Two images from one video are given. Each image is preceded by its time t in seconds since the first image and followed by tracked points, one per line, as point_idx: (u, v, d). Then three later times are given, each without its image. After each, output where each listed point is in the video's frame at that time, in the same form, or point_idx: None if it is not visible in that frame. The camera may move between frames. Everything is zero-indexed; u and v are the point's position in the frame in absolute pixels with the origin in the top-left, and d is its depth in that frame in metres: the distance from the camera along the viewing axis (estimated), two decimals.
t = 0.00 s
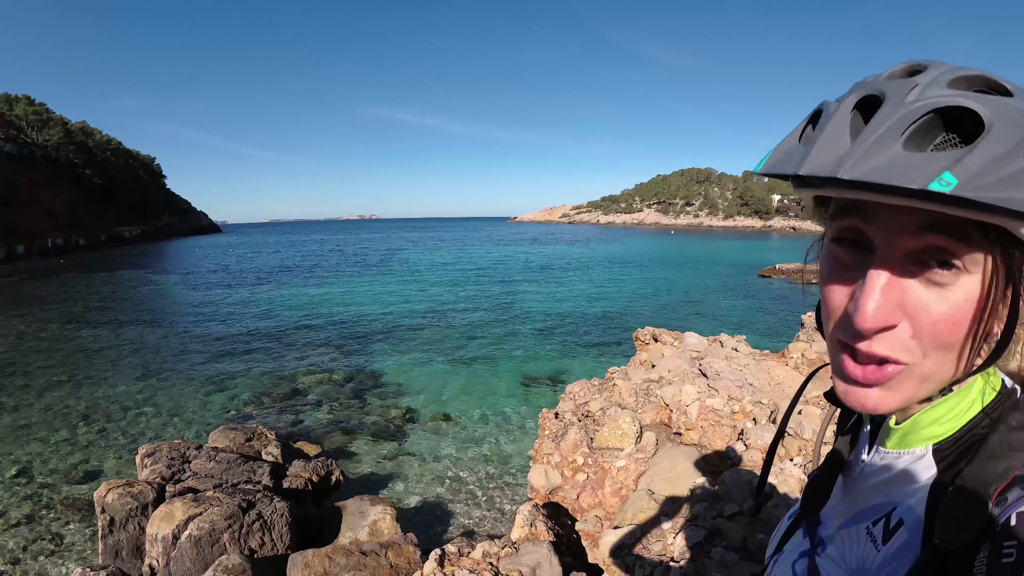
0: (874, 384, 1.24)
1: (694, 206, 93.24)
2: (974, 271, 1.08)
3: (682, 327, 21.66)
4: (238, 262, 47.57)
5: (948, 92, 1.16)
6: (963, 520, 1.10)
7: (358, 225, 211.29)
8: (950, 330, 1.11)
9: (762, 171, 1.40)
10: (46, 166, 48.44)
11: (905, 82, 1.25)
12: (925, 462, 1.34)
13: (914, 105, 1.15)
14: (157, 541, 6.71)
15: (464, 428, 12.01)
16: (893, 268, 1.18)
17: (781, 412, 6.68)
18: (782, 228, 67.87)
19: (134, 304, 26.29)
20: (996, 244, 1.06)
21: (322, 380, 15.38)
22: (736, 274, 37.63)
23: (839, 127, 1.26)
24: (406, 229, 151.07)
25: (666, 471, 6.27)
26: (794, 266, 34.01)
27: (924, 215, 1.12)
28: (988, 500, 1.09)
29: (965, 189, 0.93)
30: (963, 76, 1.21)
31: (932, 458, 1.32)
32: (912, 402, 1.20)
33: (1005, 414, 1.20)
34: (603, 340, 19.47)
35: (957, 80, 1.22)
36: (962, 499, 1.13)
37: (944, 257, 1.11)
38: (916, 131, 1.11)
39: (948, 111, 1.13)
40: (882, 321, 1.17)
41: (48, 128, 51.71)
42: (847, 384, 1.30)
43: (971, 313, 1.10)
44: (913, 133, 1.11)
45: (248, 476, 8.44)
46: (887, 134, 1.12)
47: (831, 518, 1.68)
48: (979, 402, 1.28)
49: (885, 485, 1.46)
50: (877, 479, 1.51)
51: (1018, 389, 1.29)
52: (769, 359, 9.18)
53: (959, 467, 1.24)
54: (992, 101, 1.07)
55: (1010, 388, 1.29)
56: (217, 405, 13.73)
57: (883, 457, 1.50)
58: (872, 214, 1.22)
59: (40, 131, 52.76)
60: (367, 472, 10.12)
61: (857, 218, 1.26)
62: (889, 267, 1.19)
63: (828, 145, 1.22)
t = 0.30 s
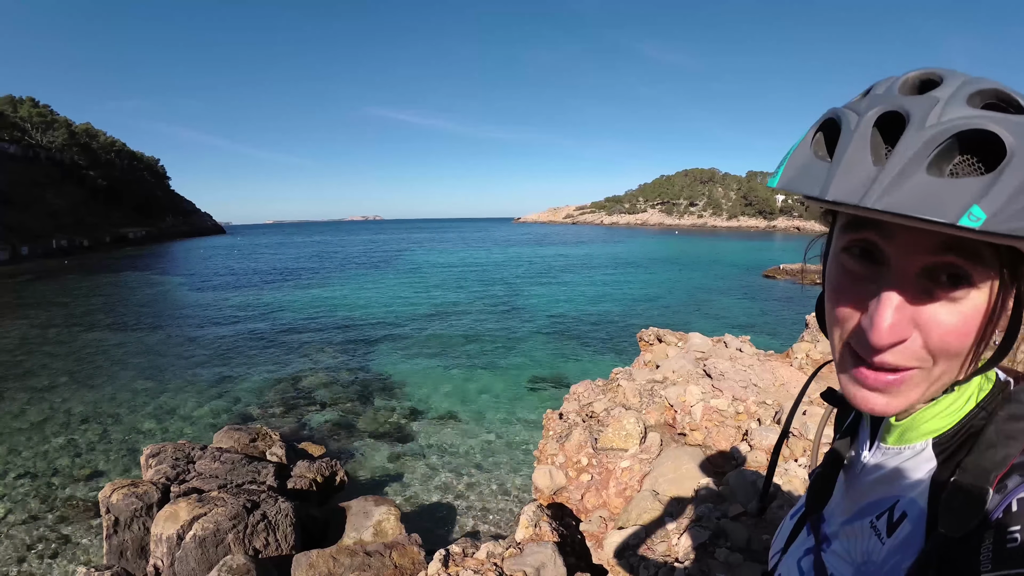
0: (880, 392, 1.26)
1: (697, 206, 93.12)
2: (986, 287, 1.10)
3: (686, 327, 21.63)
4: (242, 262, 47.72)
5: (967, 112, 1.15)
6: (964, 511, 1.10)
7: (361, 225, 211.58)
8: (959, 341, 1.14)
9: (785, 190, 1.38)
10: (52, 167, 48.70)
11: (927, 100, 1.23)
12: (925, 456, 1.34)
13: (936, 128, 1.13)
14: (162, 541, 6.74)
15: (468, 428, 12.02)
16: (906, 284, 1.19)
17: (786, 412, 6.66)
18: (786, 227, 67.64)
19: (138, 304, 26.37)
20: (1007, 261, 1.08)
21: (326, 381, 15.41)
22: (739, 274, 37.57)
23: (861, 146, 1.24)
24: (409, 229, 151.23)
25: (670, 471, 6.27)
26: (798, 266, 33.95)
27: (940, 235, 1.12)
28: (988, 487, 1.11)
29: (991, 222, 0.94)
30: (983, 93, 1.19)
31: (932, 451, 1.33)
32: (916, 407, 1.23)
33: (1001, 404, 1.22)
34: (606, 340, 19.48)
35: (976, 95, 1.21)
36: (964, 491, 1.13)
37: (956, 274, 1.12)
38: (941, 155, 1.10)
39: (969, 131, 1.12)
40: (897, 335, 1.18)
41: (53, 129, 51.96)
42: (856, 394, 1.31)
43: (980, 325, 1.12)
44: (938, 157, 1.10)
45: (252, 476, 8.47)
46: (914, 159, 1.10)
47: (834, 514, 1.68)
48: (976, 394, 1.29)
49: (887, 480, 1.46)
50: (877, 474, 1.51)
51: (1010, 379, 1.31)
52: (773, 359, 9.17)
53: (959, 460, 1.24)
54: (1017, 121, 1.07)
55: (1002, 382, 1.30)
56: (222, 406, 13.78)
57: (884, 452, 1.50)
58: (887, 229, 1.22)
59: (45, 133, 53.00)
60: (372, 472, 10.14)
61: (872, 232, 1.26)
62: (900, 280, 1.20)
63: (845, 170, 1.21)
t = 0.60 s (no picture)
0: (862, 389, 1.27)
1: (698, 206, 93.03)
2: (962, 281, 1.11)
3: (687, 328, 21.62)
4: (243, 262, 47.73)
5: (937, 108, 1.16)
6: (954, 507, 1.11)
7: (362, 225, 211.62)
8: (938, 336, 1.15)
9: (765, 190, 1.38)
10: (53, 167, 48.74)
11: (895, 99, 1.24)
12: (918, 454, 1.34)
13: (903, 127, 1.15)
14: (163, 540, 6.74)
15: (470, 428, 12.04)
16: (882, 280, 1.21)
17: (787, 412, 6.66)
18: (788, 227, 67.53)
19: (139, 304, 26.40)
20: (986, 254, 1.09)
21: (328, 381, 15.42)
22: (741, 274, 37.54)
23: (833, 146, 1.25)
24: (410, 229, 151.29)
25: (671, 471, 6.27)
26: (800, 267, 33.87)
27: (914, 231, 1.13)
28: (976, 489, 1.11)
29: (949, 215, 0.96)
30: (955, 94, 1.20)
31: (923, 450, 1.33)
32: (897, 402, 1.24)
33: (996, 402, 1.22)
34: (607, 340, 19.47)
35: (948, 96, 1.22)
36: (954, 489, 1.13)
37: (933, 267, 1.13)
38: (906, 153, 1.12)
39: (936, 129, 1.14)
40: (876, 330, 1.19)
41: (54, 128, 51.93)
42: (838, 389, 1.32)
43: (957, 320, 1.14)
44: (904, 155, 1.12)
45: (254, 476, 8.48)
46: (880, 156, 1.12)
47: (832, 511, 1.68)
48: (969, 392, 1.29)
49: (882, 477, 1.46)
50: (873, 471, 1.51)
51: (1005, 380, 1.30)
52: (775, 359, 9.17)
53: (949, 459, 1.25)
54: (981, 118, 1.08)
55: (997, 380, 1.29)
56: (223, 405, 13.79)
57: (878, 450, 1.51)
58: (863, 228, 1.24)
59: (46, 133, 53.02)
60: (373, 472, 10.15)
61: (849, 233, 1.27)
62: (877, 276, 1.21)
63: (814, 161, 1.23)
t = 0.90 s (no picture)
0: (825, 374, 1.26)
1: (700, 206, 92.88)
2: (917, 264, 1.14)
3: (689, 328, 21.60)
4: (244, 262, 47.77)
5: (888, 102, 1.26)
6: (947, 507, 1.12)
7: (363, 225, 211.59)
8: (899, 321, 1.16)
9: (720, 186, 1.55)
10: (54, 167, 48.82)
11: (855, 96, 1.34)
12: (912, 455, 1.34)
13: (849, 119, 1.25)
14: (165, 540, 6.77)
15: (471, 428, 12.04)
16: (839, 267, 1.24)
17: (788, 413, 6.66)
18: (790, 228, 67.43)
19: (140, 304, 26.45)
20: (937, 240, 1.12)
21: (329, 381, 15.43)
22: (743, 275, 37.45)
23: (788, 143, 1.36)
24: (411, 229, 151.22)
25: (672, 472, 6.27)
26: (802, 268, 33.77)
27: (865, 216, 1.19)
28: (970, 490, 1.12)
29: (877, 191, 1.05)
30: (905, 90, 1.29)
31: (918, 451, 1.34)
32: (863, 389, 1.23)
33: (990, 404, 1.23)
34: (608, 341, 19.45)
35: (899, 95, 1.31)
36: (947, 488, 1.14)
37: (886, 254, 1.17)
38: (849, 142, 1.22)
39: (880, 124, 1.25)
40: (829, 313, 1.23)
41: (56, 128, 52.01)
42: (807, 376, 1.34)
43: (912, 306, 1.14)
44: (845, 143, 1.22)
45: (255, 476, 8.48)
46: (822, 147, 1.23)
47: (829, 512, 1.67)
48: (963, 391, 1.29)
49: (878, 478, 1.47)
50: (869, 473, 1.51)
51: (1002, 380, 1.31)
52: (776, 360, 9.17)
53: (943, 460, 1.26)
54: (919, 109, 1.18)
55: (991, 380, 1.30)
56: (225, 405, 13.81)
57: (873, 451, 1.50)
58: (818, 219, 1.30)
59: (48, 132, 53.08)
60: (375, 472, 10.15)
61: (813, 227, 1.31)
62: (834, 264, 1.25)
63: (772, 155, 1.34)
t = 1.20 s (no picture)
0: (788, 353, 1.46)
1: (703, 205, 92.59)
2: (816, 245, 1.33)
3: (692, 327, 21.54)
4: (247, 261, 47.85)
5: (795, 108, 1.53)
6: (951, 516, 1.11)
7: (365, 224, 211.72)
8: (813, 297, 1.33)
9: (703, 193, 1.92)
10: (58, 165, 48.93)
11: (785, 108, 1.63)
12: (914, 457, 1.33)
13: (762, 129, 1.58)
14: (168, 538, 6.79)
15: (474, 427, 12.03)
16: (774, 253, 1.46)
17: (791, 412, 6.65)
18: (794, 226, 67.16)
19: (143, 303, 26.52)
20: (831, 221, 1.30)
21: (332, 379, 15.42)
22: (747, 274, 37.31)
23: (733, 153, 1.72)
24: (413, 228, 151.21)
25: (675, 471, 6.27)
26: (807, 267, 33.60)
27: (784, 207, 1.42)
28: (977, 500, 1.10)
29: (743, 182, 1.42)
30: (822, 96, 1.56)
31: (919, 453, 1.33)
32: (825, 370, 1.35)
33: (996, 410, 1.22)
34: (612, 340, 19.42)
35: (822, 99, 1.57)
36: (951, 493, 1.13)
37: (798, 238, 1.38)
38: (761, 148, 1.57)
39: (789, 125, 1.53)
40: (769, 292, 1.45)
41: (59, 128, 51.96)
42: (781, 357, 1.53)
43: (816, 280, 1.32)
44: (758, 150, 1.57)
45: (258, 474, 8.48)
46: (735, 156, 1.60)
47: (832, 516, 1.67)
48: (966, 396, 1.29)
49: (879, 480, 1.45)
50: (870, 475, 1.50)
51: (1007, 387, 1.30)
52: (780, 359, 9.14)
53: (950, 464, 1.25)
54: (810, 110, 1.46)
55: (1001, 386, 1.29)
56: (229, 404, 13.84)
57: (874, 452, 1.50)
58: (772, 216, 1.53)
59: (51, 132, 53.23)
60: (377, 471, 10.15)
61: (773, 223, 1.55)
62: (773, 252, 1.47)
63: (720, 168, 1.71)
